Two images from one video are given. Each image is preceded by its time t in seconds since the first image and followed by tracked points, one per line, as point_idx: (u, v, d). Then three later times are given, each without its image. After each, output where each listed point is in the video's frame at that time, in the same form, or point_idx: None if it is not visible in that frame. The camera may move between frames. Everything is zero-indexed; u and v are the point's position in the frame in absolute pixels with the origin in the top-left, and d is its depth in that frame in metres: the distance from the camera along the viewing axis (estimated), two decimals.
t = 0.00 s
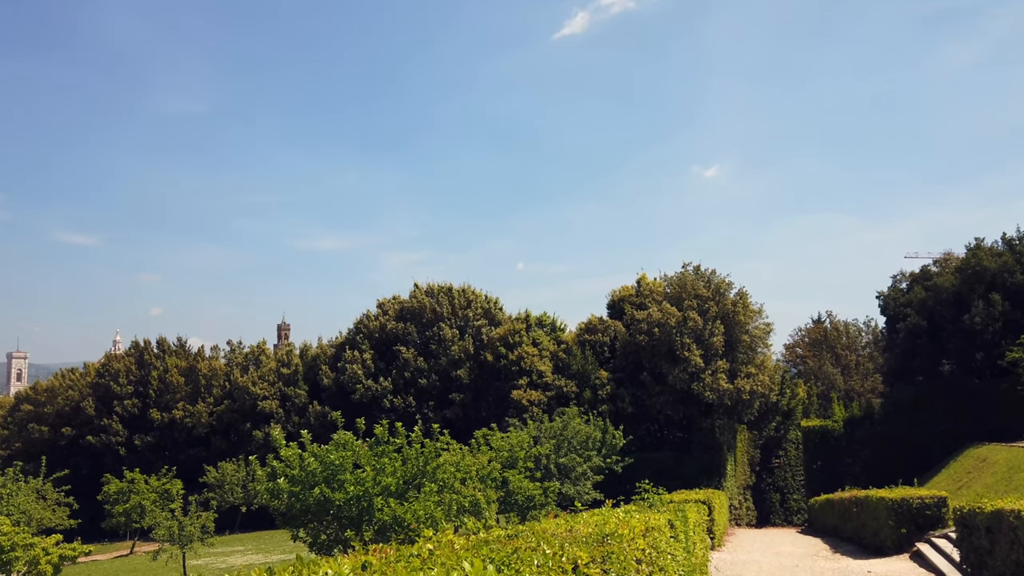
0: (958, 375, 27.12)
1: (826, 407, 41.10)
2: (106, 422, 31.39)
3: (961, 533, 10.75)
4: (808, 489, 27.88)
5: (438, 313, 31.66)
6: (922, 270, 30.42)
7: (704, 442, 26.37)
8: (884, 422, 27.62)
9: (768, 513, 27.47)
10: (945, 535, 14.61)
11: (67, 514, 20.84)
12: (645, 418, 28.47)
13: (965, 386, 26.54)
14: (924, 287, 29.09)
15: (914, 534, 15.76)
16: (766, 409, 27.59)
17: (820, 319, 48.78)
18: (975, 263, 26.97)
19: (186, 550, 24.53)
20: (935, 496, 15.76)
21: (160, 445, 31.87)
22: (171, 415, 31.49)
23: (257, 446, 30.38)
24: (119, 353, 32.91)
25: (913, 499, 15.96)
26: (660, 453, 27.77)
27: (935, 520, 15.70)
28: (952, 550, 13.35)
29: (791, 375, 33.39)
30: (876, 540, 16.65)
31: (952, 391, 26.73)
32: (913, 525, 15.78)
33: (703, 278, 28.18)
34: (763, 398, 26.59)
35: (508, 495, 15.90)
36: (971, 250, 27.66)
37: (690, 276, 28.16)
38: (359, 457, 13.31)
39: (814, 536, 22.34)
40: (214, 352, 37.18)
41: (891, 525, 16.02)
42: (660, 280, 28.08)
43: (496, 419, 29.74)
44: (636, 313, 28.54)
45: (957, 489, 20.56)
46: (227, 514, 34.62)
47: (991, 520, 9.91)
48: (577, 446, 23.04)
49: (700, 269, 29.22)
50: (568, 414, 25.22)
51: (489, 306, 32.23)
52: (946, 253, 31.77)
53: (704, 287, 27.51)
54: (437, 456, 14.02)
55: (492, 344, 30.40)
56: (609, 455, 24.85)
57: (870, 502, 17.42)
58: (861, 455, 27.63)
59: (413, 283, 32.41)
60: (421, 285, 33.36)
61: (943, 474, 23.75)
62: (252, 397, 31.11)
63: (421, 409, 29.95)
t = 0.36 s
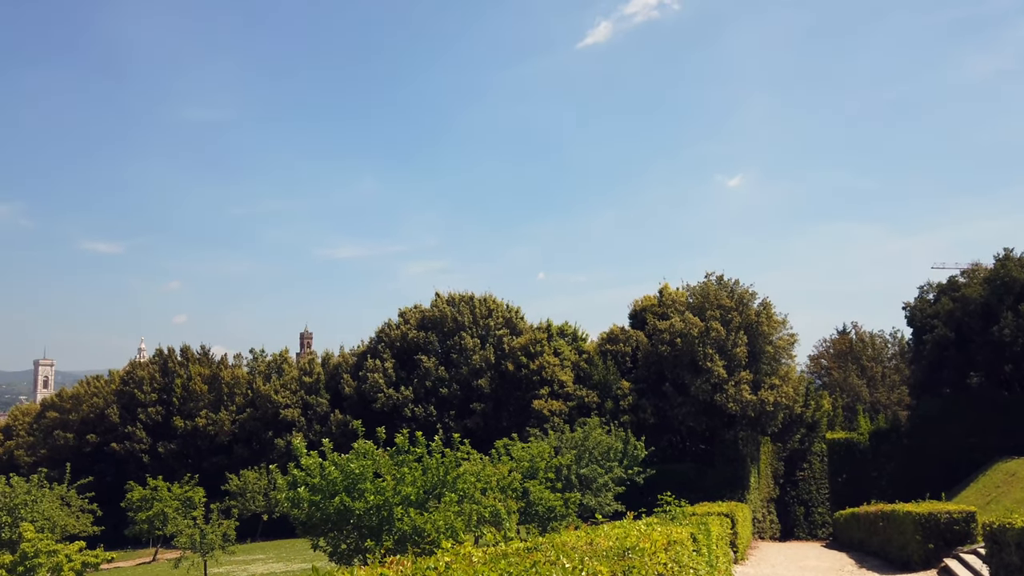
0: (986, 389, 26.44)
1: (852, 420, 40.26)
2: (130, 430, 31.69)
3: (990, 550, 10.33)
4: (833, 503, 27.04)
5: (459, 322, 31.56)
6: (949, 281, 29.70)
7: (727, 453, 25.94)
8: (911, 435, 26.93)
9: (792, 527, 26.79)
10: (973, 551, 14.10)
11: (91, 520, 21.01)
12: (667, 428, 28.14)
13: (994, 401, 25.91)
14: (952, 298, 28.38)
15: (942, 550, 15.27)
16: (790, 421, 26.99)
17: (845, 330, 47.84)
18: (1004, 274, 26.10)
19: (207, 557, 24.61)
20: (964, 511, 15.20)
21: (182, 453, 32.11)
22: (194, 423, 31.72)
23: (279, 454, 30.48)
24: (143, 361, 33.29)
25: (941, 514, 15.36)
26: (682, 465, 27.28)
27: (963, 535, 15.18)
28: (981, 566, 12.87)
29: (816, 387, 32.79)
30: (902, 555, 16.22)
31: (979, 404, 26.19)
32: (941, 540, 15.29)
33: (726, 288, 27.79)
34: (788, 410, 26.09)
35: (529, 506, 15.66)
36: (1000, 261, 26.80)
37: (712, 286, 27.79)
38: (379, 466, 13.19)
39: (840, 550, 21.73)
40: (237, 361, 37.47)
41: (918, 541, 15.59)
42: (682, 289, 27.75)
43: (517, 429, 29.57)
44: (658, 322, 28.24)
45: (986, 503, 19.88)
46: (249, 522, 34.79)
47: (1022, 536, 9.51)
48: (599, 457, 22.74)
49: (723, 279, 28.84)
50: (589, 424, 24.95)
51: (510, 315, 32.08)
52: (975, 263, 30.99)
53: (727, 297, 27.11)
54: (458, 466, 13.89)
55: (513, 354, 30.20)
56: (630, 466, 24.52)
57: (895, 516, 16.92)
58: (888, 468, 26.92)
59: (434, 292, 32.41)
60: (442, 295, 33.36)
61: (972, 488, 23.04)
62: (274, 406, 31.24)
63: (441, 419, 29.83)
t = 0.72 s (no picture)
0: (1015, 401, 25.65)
1: (876, 431, 39.42)
2: (153, 437, 31.93)
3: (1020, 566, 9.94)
4: (858, 515, 26.44)
5: (479, 330, 31.46)
6: (976, 290, 28.98)
7: (749, 464, 25.49)
8: (937, 447, 26.33)
9: (816, 539, 26.13)
10: (1002, 566, 13.62)
11: (113, 527, 21.12)
12: (689, 439, 27.82)
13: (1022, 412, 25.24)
14: (979, 307, 27.68)
15: (970, 565, 14.71)
16: (813, 432, 26.16)
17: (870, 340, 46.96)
18: None
19: (227, 565, 24.67)
20: (992, 524, 14.58)
21: (204, 460, 32.28)
22: (215, 430, 31.88)
23: (299, 462, 30.56)
24: (166, 369, 33.59)
25: (968, 528, 14.83)
26: (703, 476, 26.85)
27: (992, 549, 14.56)
28: None
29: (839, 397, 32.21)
30: (929, 569, 15.85)
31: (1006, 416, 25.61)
32: (968, 554, 14.74)
33: (748, 297, 27.39)
34: (812, 420, 25.52)
35: (549, 516, 15.40)
36: None
37: (734, 294, 27.40)
38: (399, 474, 13.05)
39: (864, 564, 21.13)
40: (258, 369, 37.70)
41: (947, 554, 15.11)
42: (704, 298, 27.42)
43: (537, 438, 29.30)
44: (680, 332, 27.95)
45: (1015, 517, 19.19)
46: (269, 529, 34.91)
47: None
48: (619, 467, 22.46)
49: (745, 288, 28.47)
50: (610, 434, 24.68)
51: (530, 324, 31.91)
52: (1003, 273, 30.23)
53: (749, 306, 26.71)
54: (477, 475, 13.75)
55: (533, 362, 29.97)
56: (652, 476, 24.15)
57: (922, 530, 16.41)
58: (913, 480, 26.33)
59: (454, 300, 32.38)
60: (462, 303, 33.32)
61: (998, 502, 22.45)
62: (295, 413, 31.33)
63: (461, 427, 29.69)
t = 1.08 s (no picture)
0: None
1: (909, 445, 38.39)
2: (182, 445, 32.35)
3: None
4: (890, 532, 25.68)
5: (505, 341, 31.37)
6: (1012, 303, 28.10)
7: (779, 478, 24.99)
8: (972, 462, 25.56)
9: (847, 554, 25.49)
10: None
11: (142, 535, 21.35)
12: (717, 451, 27.34)
13: None
14: (1015, 319, 26.84)
15: None
16: (845, 446, 25.56)
17: (903, 352, 45.80)
18: None
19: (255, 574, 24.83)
20: None
21: (232, 469, 32.61)
22: (244, 440, 32.20)
23: (327, 471, 30.76)
24: (195, 378, 34.09)
25: (1004, 545, 14.31)
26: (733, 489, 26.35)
27: None
28: None
29: (870, 410, 31.44)
30: None
31: None
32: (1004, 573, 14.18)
33: (777, 309, 26.92)
34: (844, 434, 24.90)
35: (575, 529, 15.24)
36: None
37: (763, 306, 26.95)
38: (425, 486, 13.01)
39: None
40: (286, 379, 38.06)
41: (981, 573, 14.57)
42: (732, 310, 27.04)
43: (564, 449, 29.07)
44: (707, 344, 27.58)
45: None
46: (296, 538, 35.14)
47: None
48: (647, 480, 22.09)
49: (774, 299, 28.00)
50: (637, 446, 24.39)
51: (556, 335, 31.77)
52: None
53: (778, 317, 26.23)
54: (504, 487, 13.69)
55: (559, 373, 29.85)
56: (680, 489, 23.81)
57: (955, 547, 15.83)
58: (948, 495, 25.51)
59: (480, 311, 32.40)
60: (488, 314, 33.31)
61: None
62: (322, 423, 31.55)
63: (487, 438, 29.58)
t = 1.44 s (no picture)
0: None
1: (938, 458, 37.47)
2: (208, 453, 32.73)
3: None
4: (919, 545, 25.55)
5: (529, 350, 31.31)
6: None
7: (805, 489, 24.59)
8: (1003, 474, 24.62)
9: (875, 567, 24.96)
10: None
11: (168, 541, 21.58)
12: (742, 462, 27.01)
13: None
14: None
15: None
16: (872, 457, 25.06)
17: (931, 362, 44.79)
18: None
19: None
20: None
21: (257, 476, 32.91)
22: (269, 447, 32.48)
23: (350, 479, 30.94)
24: (221, 386, 34.54)
25: None
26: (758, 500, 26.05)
27: None
28: None
29: (898, 421, 30.73)
30: None
31: None
32: None
33: (803, 318, 26.54)
34: (871, 445, 24.39)
35: (599, 539, 15.13)
36: None
37: (789, 315, 26.59)
38: (448, 495, 13.08)
39: None
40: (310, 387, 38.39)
41: None
42: (757, 319, 26.73)
43: (587, 459, 28.91)
44: (732, 353, 27.27)
45: None
46: (321, 546, 35.36)
47: None
48: (671, 490, 21.83)
49: (800, 309, 27.63)
50: (662, 456, 24.17)
51: (579, 343, 31.67)
52: None
53: (804, 327, 25.85)
54: (527, 497, 13.71)
55: (583, 382, 29.71)
56: (704, 500, 23.52)
57: (987, 563, 15.28)
58: (977, 507, 24.91)
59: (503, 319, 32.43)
60: (511, 323, 33.32)
61: None
62: (346, 431, 31.73)
63: (510, 447, 29.49)
